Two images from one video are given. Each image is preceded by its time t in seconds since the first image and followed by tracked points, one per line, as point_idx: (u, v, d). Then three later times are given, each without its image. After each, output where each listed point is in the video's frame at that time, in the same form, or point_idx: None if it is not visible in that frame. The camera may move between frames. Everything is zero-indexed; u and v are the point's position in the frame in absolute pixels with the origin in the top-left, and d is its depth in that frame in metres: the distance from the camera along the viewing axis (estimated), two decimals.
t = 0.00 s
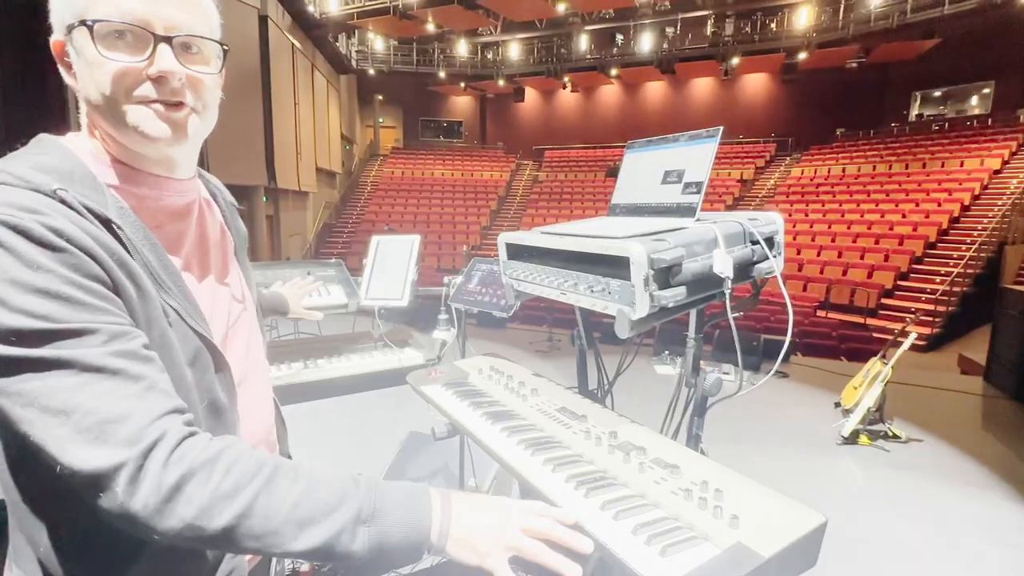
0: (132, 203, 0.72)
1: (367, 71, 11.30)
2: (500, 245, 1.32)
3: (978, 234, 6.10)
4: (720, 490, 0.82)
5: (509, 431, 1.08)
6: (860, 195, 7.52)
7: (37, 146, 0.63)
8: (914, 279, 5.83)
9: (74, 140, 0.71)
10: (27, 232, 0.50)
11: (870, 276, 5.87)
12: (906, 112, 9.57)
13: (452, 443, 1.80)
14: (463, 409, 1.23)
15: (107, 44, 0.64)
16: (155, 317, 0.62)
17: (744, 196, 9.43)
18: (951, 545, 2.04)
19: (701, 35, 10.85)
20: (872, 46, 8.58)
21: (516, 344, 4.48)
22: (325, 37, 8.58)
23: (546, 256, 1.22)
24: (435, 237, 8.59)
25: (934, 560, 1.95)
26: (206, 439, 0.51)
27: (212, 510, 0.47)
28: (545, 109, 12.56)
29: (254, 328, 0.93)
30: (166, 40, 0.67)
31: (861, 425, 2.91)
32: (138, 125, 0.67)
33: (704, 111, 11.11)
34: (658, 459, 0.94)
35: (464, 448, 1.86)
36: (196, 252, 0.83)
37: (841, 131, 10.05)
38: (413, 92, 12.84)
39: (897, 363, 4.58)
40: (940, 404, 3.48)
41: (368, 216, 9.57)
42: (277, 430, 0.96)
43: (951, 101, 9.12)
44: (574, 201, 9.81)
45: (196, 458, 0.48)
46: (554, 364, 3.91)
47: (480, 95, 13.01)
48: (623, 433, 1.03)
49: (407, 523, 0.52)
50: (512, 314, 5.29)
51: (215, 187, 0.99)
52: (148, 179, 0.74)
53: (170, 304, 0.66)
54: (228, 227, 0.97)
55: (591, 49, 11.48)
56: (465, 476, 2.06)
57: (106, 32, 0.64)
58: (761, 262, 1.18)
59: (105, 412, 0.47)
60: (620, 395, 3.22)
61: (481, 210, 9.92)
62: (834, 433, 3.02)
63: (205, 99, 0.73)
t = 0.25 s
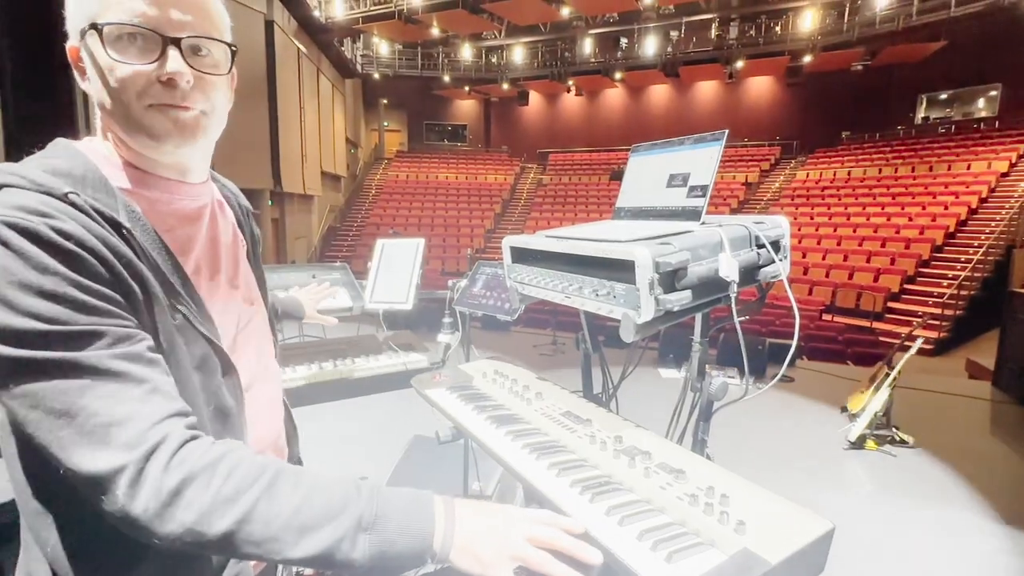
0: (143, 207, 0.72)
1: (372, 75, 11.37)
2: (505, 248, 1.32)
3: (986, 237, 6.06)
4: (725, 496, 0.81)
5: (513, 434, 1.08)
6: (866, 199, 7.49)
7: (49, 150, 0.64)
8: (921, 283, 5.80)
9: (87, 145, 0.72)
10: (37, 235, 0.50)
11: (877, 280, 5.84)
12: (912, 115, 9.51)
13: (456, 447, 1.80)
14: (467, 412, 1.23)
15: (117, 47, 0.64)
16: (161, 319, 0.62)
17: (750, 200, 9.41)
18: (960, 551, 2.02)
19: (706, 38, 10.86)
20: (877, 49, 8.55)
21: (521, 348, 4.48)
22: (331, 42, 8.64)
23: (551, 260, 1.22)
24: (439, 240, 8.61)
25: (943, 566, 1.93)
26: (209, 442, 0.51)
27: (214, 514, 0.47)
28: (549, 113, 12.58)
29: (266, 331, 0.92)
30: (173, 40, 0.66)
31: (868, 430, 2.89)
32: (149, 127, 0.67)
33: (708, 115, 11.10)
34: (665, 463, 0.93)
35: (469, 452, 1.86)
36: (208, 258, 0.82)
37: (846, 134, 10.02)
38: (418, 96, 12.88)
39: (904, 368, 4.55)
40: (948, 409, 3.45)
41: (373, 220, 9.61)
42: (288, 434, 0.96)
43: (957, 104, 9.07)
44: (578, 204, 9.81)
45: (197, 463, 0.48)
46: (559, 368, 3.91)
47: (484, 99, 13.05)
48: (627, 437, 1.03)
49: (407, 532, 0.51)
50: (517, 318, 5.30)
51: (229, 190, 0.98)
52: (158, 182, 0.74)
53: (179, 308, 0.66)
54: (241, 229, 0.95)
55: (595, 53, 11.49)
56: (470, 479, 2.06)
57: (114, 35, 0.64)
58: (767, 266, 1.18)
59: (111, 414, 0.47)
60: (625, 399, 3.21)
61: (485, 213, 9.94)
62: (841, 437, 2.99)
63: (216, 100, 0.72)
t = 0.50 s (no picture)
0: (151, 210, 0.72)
1: (374, 77, 11.40)
2: (506, 250, 1.32)
3: (988, 239, 6.05)
4: (727, 499, 0.81)
5: (514, 437, 1.08)
6: (868, 200, 7.48)
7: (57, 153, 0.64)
8: (923, 285, 5.78)
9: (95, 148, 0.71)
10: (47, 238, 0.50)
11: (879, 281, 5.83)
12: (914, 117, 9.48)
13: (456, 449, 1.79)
14: (468, 415, 1.22)
15: (128, 53, 0.64)
16: (168, 322, 0.62)
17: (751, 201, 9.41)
18: (963, 555, 2.01)
19: (707, 40, 10.86)
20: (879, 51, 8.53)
21: (522, 349, 4.48)
22: (333, 44, 8.66)
23: (552, 261, 1.22)
24: (441, 242, 8.61)
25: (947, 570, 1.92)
26: (214, 445, 0.52)
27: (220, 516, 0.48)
28: (550, 114, 12.59)
29: (272, 335, 0.89)
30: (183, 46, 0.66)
31: (870, 432, 2.88)
32: (159, 131, 0.67)
33: (709, 116, 11.10)
34: (665, 465, 0.93)
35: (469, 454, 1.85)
36: (215, 261, 0.80)
37: (848, 136, 10.01)
38: (420, 98, 12.90)
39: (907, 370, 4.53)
40: (950, 411, 3.44)
41: (374, 222, 9.62)
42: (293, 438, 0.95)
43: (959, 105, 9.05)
44: (579, 206, 9.82)
45: (202, 464, 0.49)
46: (560, 370, 3.90)
47: (486, 101, 13.07)
48: (629, 439, 1.03)
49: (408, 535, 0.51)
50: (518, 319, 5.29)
51: (238, 192, 0.98)
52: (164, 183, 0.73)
53: (185, 311, 0.66)
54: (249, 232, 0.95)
55: (597, 55, 11.51)
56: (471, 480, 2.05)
57: (125, 41, 0.64)
58: (767, 268, 1.18)
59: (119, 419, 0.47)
60: (627, 401, 3.21)
61: (486, 215, 9.95)
62: (843, 440, 2.99)
63: (225, 106, 0.72)
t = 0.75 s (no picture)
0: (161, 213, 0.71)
1: (375, 79, 11.42)
2: (507, 252, 1.32)
3: (990, 241, 6.04)
4: (728, 501, 0.81)
5: (515, 440, 1.08)
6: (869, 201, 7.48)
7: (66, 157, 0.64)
8: (925, 286, 5.78)
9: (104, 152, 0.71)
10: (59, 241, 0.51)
11: (881, 283, 5.82)
12: (916, 119, 9.48)
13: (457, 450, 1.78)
14: (470, 417, 1.23)
15: (141, 59, 0.65)
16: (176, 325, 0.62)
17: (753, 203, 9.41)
18: (964, 556, 2.01)
19: (708, 42, 10.87)
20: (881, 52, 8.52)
21: (523, 351, 4.48)
22: (334, 46, 8.68)
23: (552, 263, 1.22)
24: (442, 243, 8.62)
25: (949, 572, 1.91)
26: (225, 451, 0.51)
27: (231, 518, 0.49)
28: (552, 116, 12.60)
29: (279, 337, 0.88)
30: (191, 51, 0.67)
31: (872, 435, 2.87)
32: (171, 135, 0.67)
33: (710, 117, 11.10)
34: (666, 468, 0.93)
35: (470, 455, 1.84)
36: (224, 267, 0.79)
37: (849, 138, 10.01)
38: (421, 100, 12.92)
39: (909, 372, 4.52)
40: (951, 413, 3.44)
41: (376, 223, 9.63)
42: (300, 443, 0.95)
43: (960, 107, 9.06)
44: (580, 207, 9.82)
45: (212, 469, 0.49)
46: (561, 372, 3.90)
47: (487, 103, 13.09)
48: (630, 442, 1.03)
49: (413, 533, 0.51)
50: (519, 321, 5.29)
51: (248, 196, 0.99)
52: (174, 185, 0.73)
53: (193, 314, 0.66)
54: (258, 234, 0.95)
55: (598, 57, 11.52)
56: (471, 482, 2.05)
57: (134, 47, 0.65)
58: (768, 270, 1.18)
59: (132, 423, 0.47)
60: (628, 403, 3.21)
61: (488, 216, 9.96)
62: (844, 442, 2.98)
63: (237, 112, 0.72)
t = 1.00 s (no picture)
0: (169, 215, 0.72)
1: (378, 80, 11.43)
2: (509, 252, 1.32)
3: (994, 241, 6.02)
4: (731, 502, 0.81)
5: (517, 440, 1.08)
6: (872, 201, 7.46)
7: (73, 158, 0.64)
8: (928, 286, 5.76)
9: (111, 152, 0.71)
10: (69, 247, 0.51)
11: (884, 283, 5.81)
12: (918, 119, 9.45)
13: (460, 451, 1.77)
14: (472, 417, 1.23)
15: (161, 58, 0.64)
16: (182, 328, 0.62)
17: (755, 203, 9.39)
18: (967, 556, 2.00)
19: (710, 42, 10.86)
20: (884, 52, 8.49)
21: (526, 352, 4.47)
22: (336, 47, 8.70)
23: (555, 262, 1.22)
24: (444, 244, 8.63)
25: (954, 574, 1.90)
26: (229, 456, 0.52)
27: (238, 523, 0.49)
28: (554, 116, 12.59)
29: (285, 337, 0.88)
30: (202, 52, 0.66)
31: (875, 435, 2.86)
32: (189, 139, 0.67)
33: (713, 118, 11.09)
34: (669, 468, 0.93)
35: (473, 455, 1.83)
36: (229, 266, 0.79)
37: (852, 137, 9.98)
38: (423, 100, 12.92)
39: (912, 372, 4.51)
40: (955, 414, 3.43)
41: (378, 224, 9.65)
42: (303, 445, 0.95)
43: (964, 107, 9.03)
44: (582, 208, 9.82)
45: (217, 474, 0.49)
46: (563, 372, 3.90)
47: (489, 103, 13.10)
48: (632, 441, 1.03)
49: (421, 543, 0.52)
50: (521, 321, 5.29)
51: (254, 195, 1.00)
52: (178, 188, 0.73)
53: (198, 315, 0.66)
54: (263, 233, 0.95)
55: (600, 57, 11.52)
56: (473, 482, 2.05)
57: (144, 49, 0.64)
58: (771, 270, 1.18)
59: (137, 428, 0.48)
60: (630, 404, 3.20)
61: (490, 217, 9.97)
62: (847, 442, 2.97)
63: (254, 116, 0.72)
